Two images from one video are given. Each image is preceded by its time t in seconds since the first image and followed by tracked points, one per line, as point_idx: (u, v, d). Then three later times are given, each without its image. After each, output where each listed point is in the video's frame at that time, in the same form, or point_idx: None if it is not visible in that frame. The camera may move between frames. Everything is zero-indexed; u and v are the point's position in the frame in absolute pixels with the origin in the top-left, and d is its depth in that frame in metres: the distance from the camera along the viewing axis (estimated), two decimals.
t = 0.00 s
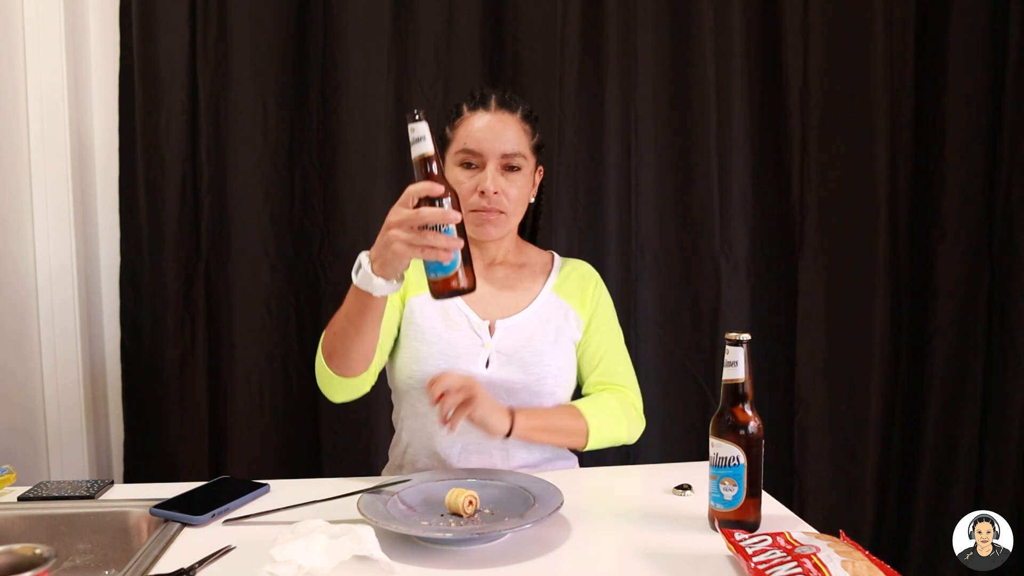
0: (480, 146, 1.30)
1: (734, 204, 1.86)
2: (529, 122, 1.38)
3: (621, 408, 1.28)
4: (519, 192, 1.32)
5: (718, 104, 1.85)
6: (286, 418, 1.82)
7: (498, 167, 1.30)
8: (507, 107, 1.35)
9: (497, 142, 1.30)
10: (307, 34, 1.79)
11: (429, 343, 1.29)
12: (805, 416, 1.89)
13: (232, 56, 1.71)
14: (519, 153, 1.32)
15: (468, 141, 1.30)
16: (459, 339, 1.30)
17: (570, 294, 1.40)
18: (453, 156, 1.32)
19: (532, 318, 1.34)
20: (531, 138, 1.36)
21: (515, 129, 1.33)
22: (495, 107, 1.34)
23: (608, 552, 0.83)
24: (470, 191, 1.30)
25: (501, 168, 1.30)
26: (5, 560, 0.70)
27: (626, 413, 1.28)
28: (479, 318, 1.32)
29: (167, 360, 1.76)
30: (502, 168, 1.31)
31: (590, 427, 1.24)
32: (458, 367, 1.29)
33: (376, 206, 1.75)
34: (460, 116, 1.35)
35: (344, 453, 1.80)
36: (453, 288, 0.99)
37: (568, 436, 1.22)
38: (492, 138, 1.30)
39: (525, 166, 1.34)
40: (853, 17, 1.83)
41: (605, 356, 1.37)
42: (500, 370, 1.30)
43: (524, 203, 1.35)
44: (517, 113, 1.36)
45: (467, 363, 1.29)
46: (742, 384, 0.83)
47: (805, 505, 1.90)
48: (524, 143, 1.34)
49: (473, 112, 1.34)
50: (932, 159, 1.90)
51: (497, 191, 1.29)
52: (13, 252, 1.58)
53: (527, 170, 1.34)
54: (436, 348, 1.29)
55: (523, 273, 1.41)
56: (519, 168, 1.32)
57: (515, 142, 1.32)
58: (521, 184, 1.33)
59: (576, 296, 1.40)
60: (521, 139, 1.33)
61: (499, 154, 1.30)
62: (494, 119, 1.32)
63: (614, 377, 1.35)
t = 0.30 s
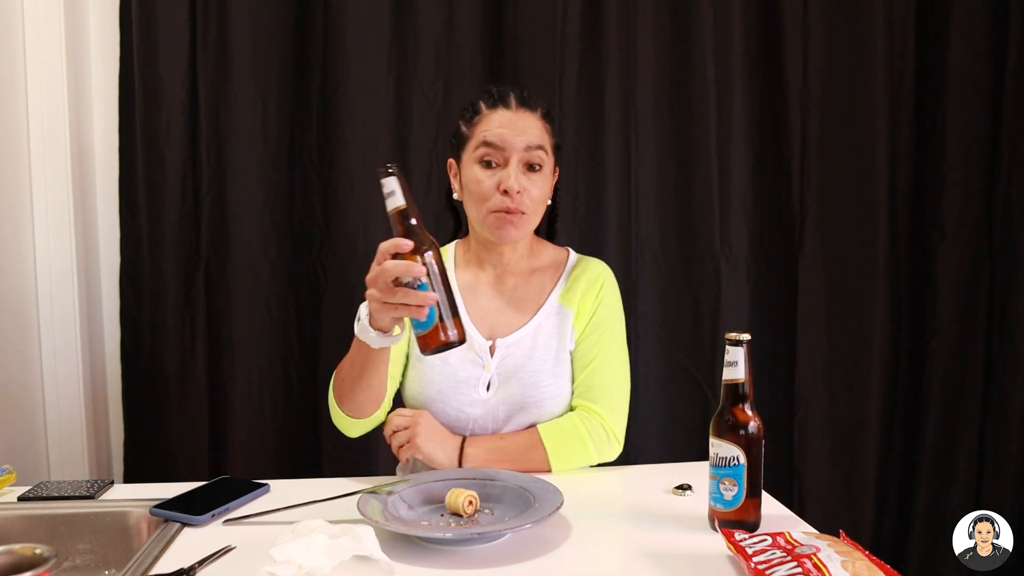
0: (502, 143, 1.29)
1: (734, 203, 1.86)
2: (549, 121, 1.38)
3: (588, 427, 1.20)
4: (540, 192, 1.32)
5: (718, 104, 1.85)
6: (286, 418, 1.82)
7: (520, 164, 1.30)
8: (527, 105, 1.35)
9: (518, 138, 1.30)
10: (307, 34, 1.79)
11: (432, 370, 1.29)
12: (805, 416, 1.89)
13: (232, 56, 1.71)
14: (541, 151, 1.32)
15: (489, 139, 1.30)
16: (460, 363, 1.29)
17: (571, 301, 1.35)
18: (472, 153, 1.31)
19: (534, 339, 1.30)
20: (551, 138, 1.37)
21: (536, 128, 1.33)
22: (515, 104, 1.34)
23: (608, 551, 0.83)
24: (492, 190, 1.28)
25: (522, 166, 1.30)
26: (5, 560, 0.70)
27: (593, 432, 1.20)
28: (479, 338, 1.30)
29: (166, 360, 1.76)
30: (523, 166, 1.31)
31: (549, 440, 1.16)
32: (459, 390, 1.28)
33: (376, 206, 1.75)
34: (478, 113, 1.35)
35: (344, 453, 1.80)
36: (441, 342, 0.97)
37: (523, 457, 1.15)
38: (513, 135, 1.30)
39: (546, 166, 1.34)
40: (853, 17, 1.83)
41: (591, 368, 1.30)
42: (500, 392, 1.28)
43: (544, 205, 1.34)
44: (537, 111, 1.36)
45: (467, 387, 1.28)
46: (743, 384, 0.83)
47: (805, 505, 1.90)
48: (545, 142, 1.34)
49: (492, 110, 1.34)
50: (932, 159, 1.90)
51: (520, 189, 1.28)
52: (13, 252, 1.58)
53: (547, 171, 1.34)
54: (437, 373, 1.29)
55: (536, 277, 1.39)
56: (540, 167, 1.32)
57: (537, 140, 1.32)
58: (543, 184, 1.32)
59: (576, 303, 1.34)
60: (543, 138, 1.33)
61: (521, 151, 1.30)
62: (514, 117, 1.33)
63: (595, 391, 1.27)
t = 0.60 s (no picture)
0: (507, 160, 1.25)
1: (734, 203, 1.87)
2: (562, 132, 1.32)
3: (574, 437, 1.15)
4: (545, 212, 1.28)
5: (718, 103, 1.85)
6: (286, 419, 1.82)
7: (524, 184, 1.26)
8: (537, 116, 1.29)
9: (523, 156, 1.25)
10: (307, 34, 1.79)
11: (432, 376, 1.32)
12: (806, 417, 1.89)
13: (233, 56, 1.71)
14: (548, 169, 1.27)
15: (491, 155, 1.26)
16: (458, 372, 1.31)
17: (570, 307, 1.32)
18: (476, 168, 1.28)
19: (529, 346, 1.31)
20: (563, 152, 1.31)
21: (545, 143, 1.27)
22: (524, 117, 1.28)
23: (608, 551, 0.83)
24: (491, 210, 1.26)
25: (526, 186, 1.26)
26: (4, 560, 0.70)
27: (577, 443, 1.14)
28: (476, 349, 1.31)
29: (167, 360, 1.76)
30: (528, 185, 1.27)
31: (531, 447, 1.15)
32: (459, 397, 1.31)
33: (376, 206, 1.75)
34: (486, 122, 1.30)
35: (344, 453, 1.80)
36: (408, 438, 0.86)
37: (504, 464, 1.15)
38: (518, 152, 1.25)
39: (554, 184, 1.29)
40: (853, 16, 1.83)
41: (586, 375, 1.25)
42: (496, 400, 1.30)
43: (550, 223, 1.30)
44: (547, 123, 1.29)
45: (465, 395, 1.31)
46: (743, 384, 0.83)
47: (805, 505, 1.90)
48: (554, 159, 1.28)
49: (499, 121, 1.29)
50: (932, 158, 1.90)
51: (519, 213, 1.25)
52: (13, 252, 1.58)
53: (556, 187, 1.30)
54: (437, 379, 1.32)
55: (540, 287, 1.37)
56: (547, 186, 1.27)
57: (545, 158, 1.26)
58: (548, 203, 1.28)
59: (575, 309, 1.32)
60: (552, 154, 1.28)
61: (525, 170, 1.26)
62: (521, 130, 1.27)
63: (587, 401, 1.22)
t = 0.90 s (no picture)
0: (506, 168, 1.25)
1: (734, 203, 1.87)
2: (563, 140, 1.32)
3: (576, 441, 1.15)
4: (544, 223, 1.28)
5: (718, 103, 1.85)
6: (286, 419, 1.82)
7: (522, 193, 1.26)
8: (537, 122, 1.29)
9: (522, 164, 1.24)
10: (307, 34, 1.79)
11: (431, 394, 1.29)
12: (805, 417, 1.89)
13: (233, 56, 1.71)
14: (547, 178, 1.26)
15: (488, 162, 1.25)
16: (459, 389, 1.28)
17: (568, 312, 1.32)
18: (474, 175, 1.27)
19: (530, 356, 1.30)
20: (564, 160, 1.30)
21: (545, 150, 1.26)
22: (523, 123, 1.27)
23: (607, 551, 0.83)
24: (488, 219, 1.26)
25: (524, 195, 1.26)
26: (4, 560, 0.70)
27: (579, 447, 1.14)
28: (477, 365, 1.29)
29: (167, 360, 1.76)
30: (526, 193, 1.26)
31: (534, 453, 1.15)
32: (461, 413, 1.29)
33: (376, 206, 1.75)
34: (485, 128, 1.30)
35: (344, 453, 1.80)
36: None
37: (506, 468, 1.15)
38: (517, 159, 1.24)
39: (553, 193, 1.28)
40: (854, 16, 1.83)
41: (587, 378, 1.26)
42: (500, 413, 1.29)
43: (548, 234, 1.30)
44: (548, 130, 1.29)
45: (469, 410, 1.28)
46: (743, 384, 0.83)
47: (805, 505, 1.90)
48: (554, 167, 1.28)
49: (498, 128, 1.28)
50: (932, 158, 1.90)
51: (517, 223, 1.24)
52: (13, 252, 1.57)
53: (555, 197, 1.29)
54: (437, 398, 1.29)
55: (536, 296, 1.36)
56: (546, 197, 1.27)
57: (545, 166, 1.26)
58: (547, 213, 1.28)
59: (573, 313, 1.32)
60: (552, 163, 1.27)
61: (522, 179, 1.25)
62: (520, 137, 1.26)
63: (590, 404, 1.22)
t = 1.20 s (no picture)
0: (499, 160, 1.25)
1: (734, 202, 1.87)
2: (556, 134, 1.32)
3: (576, 442, 1.15)
4: (539, 216, 1.27)
5: (718, 103, 1.85)
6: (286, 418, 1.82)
7: (516, 184, 1.26)
8: (530, 116, 1.29)
9: (515, 156, 1.25)
10: (307, 33, 1.79)
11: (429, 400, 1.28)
12: (805, 417, 1.89)
13: (233, 57, 1.71)
14: (541, 169, 1.27)
15: (482, 155, 1.26)
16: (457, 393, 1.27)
17: (566, 312, 1.32)
18: (468, 169, 1.28)
19: (529, 357, 1.30)
20: (556, 153, 1.31)
21: (538, 142, 1.27)
22: (516, 116, 1.28)
23: (607, 551, 0.83)
24: (483, 213, 1.25)
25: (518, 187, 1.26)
26: (4, 560, 0.70)
27: (579, 448, 1.14)
28: (475, 369, 1.28)
29: (167, 360, 1.76)
30: (521, 185, 1.26)
31: (534, 453, 1.15)
32: (460, 416, 1.28)
33: (375, 206, 1.75)
34: (477, 125, 1.30)
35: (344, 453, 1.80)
36: None
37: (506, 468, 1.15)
38: (510, 151, 1.25)
39: (548, 185, 1.29)
40: (854, 16, 1.83)
41: (586, 378, 1.27)
42: (499, 416, 1.29)
43: (545, 227, 1.29)
44: (540, 124, 1.30)
45: (467, 414, 1.28)
46: (743, 384, 0.83)
47: (805, 505, 1.90)
48: (548, 159, 1.28)
49: (491, 122, 1.29)
50: (932, 158, 1.90)
51: (512, 215, 1.24)
52: (13, 252, 1.57)
53: (549, 189, 1.29)
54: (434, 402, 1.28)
55: (533, 297, 1.36)
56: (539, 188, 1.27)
57: (538, 157, 1.26)
58: (542, 205, 1.28)
59: (571, 313, 1.32)
60: (545, 154, 1.28)
61: (515, 171, 1.25)
62: (513, 130, 1.27)
63: (590, 405, 1.23)
